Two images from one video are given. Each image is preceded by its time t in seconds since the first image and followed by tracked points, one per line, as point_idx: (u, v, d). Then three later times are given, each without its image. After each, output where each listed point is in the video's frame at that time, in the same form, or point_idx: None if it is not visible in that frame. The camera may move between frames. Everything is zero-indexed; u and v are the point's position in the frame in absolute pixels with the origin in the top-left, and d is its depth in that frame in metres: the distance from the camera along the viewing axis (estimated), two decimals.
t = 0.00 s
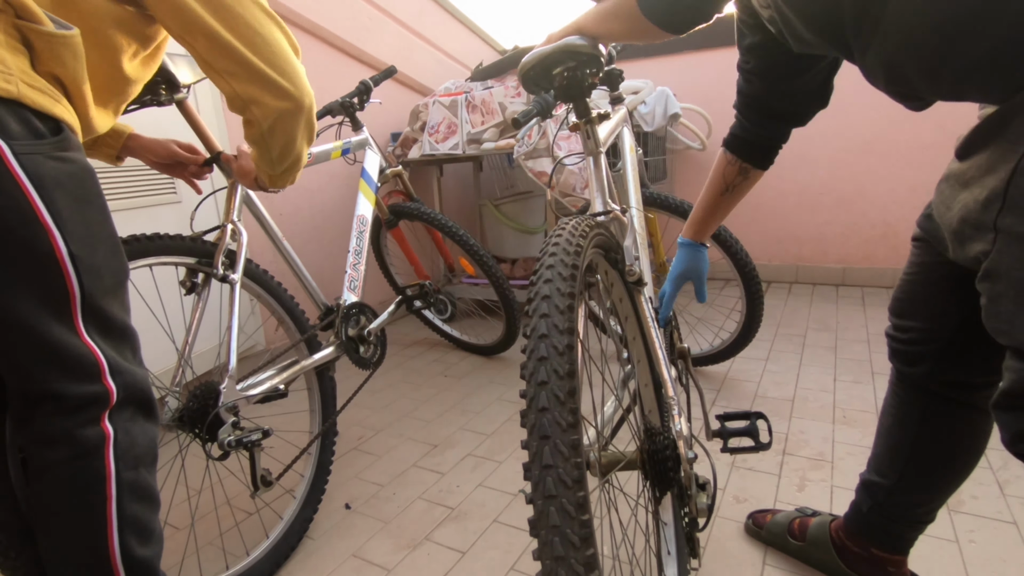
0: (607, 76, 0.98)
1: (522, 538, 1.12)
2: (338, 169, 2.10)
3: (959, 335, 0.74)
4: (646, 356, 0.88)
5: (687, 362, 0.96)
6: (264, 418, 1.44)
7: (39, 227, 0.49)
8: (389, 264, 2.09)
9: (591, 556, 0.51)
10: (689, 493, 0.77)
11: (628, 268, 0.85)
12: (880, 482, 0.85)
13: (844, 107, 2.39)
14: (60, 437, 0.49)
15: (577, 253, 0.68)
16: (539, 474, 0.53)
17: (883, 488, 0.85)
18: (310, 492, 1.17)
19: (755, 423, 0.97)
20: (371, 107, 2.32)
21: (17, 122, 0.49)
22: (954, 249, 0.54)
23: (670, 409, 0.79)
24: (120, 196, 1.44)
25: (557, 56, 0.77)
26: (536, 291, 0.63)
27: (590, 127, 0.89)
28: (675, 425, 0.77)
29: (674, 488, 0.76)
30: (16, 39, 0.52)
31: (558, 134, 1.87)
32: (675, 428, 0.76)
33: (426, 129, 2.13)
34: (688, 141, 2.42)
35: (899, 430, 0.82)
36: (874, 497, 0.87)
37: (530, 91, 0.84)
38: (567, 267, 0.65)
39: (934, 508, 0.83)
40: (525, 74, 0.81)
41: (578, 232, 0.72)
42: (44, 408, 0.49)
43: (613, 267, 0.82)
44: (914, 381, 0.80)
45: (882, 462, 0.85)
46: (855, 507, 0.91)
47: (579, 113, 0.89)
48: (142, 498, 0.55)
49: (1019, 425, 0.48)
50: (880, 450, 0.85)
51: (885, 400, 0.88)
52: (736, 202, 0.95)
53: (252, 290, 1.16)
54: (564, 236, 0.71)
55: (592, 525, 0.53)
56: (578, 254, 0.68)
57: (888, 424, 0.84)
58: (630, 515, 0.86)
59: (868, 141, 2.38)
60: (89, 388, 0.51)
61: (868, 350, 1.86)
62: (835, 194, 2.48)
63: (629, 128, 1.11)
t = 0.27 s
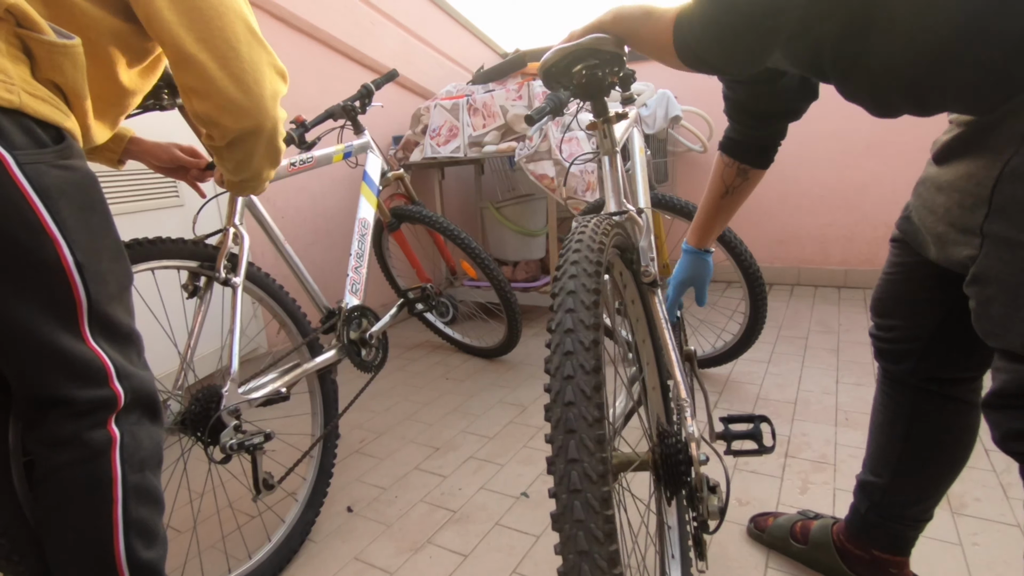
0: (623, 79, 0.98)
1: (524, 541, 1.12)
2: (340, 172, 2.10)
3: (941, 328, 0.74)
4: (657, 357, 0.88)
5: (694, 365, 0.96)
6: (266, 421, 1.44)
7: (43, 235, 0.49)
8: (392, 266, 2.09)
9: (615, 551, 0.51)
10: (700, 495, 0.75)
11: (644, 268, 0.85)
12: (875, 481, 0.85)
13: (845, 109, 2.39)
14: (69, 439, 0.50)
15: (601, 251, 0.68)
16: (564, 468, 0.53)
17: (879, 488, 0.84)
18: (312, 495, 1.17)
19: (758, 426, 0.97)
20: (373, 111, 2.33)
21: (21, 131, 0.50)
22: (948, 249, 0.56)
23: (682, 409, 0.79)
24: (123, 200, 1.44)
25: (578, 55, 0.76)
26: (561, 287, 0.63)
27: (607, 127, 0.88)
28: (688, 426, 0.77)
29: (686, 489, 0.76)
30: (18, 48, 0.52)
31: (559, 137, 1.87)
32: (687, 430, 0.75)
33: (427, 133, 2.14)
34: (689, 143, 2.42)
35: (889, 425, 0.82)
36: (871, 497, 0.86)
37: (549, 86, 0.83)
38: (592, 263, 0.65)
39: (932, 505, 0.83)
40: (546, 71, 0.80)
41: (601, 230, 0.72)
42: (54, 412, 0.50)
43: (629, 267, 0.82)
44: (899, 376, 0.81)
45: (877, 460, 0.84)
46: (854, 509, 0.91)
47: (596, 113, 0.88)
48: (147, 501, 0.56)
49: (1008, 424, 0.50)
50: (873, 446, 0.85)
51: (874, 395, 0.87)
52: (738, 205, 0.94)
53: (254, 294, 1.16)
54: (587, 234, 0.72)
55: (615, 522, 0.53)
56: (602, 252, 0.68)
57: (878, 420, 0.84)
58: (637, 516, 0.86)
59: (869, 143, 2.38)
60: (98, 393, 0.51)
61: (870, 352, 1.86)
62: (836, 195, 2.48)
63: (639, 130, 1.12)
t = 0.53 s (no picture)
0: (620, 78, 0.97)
1: (526, 542, 1.12)
2: (341, 173, 2.10)
3: (945, 326, 0.73)
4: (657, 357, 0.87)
5: (695, 365, 0.96)
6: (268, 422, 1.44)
7: (43, 236, 0.49)
8: (393, 267, 2.09)
9: (608, 560, 0.51)
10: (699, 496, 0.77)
11: (641, 269, 0.85)
12: (878, 481, 0.84)
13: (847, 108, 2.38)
14: (68, 441, 0.50)
15: (593, 254, 0.67)
16: (555, 476, 0.53)
17: (882, 487, 0.84)
18: (313, 496, 1.17)
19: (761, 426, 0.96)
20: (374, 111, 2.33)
21: (19, 131, 0.50)
22: (956, 246, 0.55)
23: (682, 411, 0.79)
24: (124, 202, 1.44)
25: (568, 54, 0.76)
26: (554, 291, 0.63)
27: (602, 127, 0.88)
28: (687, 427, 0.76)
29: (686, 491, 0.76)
30: (17, 49, 0.51)
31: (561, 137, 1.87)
32: (686, 432, 0.75)
33: (428, 134, 2.14)
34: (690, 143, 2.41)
35: (891, 424, 0.82)
36: (874, 497, 0.86)
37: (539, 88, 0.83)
38: (584, 266, 0.65)
39: (935, 504, 0.82)
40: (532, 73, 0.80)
41: (595, 231, 0.72)
42: (54, 413, 0.50)
43: (626, 268, 0.82)
44: (899, 373, 0.80)
45: (879, 459, 0.84)
46: (857, 509, 0.90)
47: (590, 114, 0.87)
48: (147, 503, 0.55)
49: (1009, 425, 0.49)
50: (875, 446, 0.85)
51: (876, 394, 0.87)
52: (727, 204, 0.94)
53: (255, 295, 1.16)
54: (581, 235, 0.71)
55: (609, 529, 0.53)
56: (595, 254, 0.68)
57: (879, 420, 0.84)
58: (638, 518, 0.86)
59: (871, 142, 2.38)
60: (98, 394, 0.51)
61: (874, 352, 1.85)
62: (839, 195, 2.47)
63: (639, 130, 1.12)
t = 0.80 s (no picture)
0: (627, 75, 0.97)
1: (528, 541, 1.12)
2: (342, 173, 2.10)
3: (948, 323, 0.73)
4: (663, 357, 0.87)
5: (699, 363, 0.95)
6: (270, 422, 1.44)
7: (46, 235, 0.49)
8: (395, 266, 2.08)
9: (622, 552, 0.50)
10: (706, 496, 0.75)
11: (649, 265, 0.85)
12: (881, 478, 0.84)
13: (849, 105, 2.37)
14: (70, 441, 0.50)
15: (607, 248, 0.67)
16: (569, 467, 0.53)
17: (886, 484, 0.83)
18: (316, 495, 1.17)
19: (765, 424, 0.96)
20: (375, 111, 2.33)
21: (21, 130, 0.49)
22: (955, 243, 0.55)
23: (688, 407, 0.78)
24: (126, 202, 1.45)
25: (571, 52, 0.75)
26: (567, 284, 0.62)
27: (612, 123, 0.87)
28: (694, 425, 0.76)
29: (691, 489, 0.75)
30: (17, 49, 0.51)
31: (562, 135, 1.87)
32: (693, 429, 0.75)
33: (430, 133, 2.14)
34: (692, 140, 2.40)
35: (894, 420, 0.81)
36: (878, 494, 0.85)
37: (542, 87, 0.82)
38: (598, 260, 0.65)
39: (939, 503, 0.82)
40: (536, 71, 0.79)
41: (607, 226, 0.72)
42: (57, 412, 0.50)
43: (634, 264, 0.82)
44: (901, 369, 0.80)
45: (882, 456, 0.84)
46: (860, 507, 0.90)
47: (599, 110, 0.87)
48: (150, 503, 0.55)
49: (1004, 423, 0.48)
50: (879, 444, 0.84)
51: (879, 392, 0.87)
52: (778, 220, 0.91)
53: (256, 295, 1.16)
54: (592, 230, 0.71)
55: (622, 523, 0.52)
56: (607, 248, 0.68)
57: (883, 417, 0.84)
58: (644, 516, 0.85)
59: (874, 138, 2.37)
60: (101, 394, 0.51)
61: (877, 349, 1.84)
62: (841, 191, 2.46)
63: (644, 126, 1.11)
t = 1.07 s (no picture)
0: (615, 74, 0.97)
1: (532, 539, 1.12)
2: (344, 173, 2.11)
3: (958, 321, 0.73)
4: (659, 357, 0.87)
5: (699, 361, 0.95)
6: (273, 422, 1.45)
7: (47, 236, 0.49)
8: (396, 265, 2.09)
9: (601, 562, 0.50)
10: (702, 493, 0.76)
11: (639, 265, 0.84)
12: (888, 477, 0.83)
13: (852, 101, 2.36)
14: (72, 443, 0.50)
15: (586, 252, 0.67)
16: (548, 478, 0.53)
17: (892, 483, 0.83)
18: (319, 495, 1.17)
19: (767, 421, 0.96)
20: (377, 111, 2.33)
21: (21, 132, 0.50)
22: (964, 239, 0.54)
23: (681, 408, 0.78)
24: (129, 204, 1.45)
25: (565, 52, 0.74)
26: (546, 291, 0.62)
27: (598, 123, 0.87)
28: (688, 426, 0.76)
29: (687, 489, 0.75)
30: (16, 49, 0.52)
31: (563, 133, 1.87)
32: (686, 429, 0.75)
33: (431, 132, 2.14)
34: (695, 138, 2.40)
35: (901, 418, 0.81)
36: (884, 492, 0.85)
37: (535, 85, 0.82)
38: (576, 265, 0.64)
39: (946, 501, 0.81)
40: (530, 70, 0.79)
41: (587, 228, 0.71)
42: (60, 414, 0.50)
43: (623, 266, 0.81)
44: (909, 367, 0.80)
45: (890, 455, 0.83)
46: (865, 505, 0.90)
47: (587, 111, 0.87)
48: (153, 504, 0.56)
49: (1009, 421, 0.48)
50: (886, 442, 0.84)
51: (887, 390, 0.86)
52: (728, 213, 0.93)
53: (259, 295, 1.16)
54: (573, 234, 0.70)
55: (603, 530, 0.52)
56: (586, 252, 0.67)
57: (890, 416, 0.83)
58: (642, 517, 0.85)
59: (878, 134, 2.35)
60: (103, 396, 0.51)
61: (881, 346, 1.84)
62: (845, 188, 2.45)
63: (638, 125, 1.11)
